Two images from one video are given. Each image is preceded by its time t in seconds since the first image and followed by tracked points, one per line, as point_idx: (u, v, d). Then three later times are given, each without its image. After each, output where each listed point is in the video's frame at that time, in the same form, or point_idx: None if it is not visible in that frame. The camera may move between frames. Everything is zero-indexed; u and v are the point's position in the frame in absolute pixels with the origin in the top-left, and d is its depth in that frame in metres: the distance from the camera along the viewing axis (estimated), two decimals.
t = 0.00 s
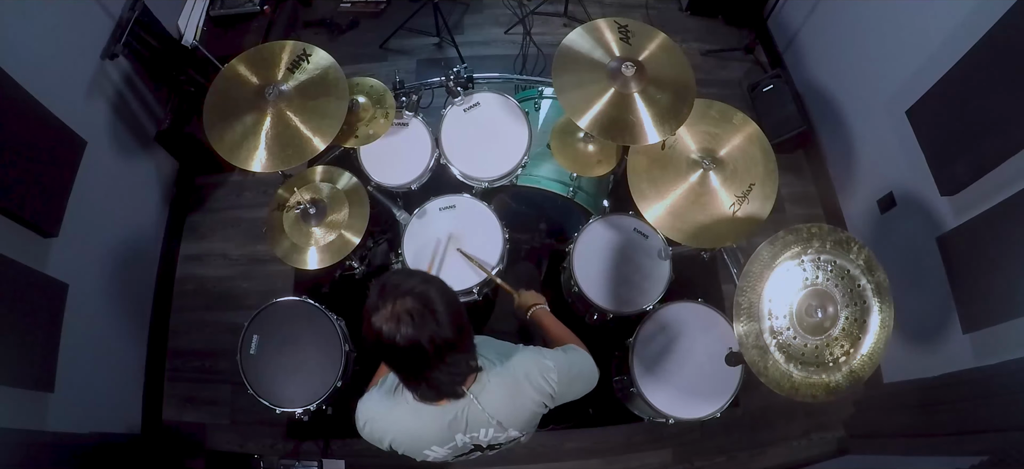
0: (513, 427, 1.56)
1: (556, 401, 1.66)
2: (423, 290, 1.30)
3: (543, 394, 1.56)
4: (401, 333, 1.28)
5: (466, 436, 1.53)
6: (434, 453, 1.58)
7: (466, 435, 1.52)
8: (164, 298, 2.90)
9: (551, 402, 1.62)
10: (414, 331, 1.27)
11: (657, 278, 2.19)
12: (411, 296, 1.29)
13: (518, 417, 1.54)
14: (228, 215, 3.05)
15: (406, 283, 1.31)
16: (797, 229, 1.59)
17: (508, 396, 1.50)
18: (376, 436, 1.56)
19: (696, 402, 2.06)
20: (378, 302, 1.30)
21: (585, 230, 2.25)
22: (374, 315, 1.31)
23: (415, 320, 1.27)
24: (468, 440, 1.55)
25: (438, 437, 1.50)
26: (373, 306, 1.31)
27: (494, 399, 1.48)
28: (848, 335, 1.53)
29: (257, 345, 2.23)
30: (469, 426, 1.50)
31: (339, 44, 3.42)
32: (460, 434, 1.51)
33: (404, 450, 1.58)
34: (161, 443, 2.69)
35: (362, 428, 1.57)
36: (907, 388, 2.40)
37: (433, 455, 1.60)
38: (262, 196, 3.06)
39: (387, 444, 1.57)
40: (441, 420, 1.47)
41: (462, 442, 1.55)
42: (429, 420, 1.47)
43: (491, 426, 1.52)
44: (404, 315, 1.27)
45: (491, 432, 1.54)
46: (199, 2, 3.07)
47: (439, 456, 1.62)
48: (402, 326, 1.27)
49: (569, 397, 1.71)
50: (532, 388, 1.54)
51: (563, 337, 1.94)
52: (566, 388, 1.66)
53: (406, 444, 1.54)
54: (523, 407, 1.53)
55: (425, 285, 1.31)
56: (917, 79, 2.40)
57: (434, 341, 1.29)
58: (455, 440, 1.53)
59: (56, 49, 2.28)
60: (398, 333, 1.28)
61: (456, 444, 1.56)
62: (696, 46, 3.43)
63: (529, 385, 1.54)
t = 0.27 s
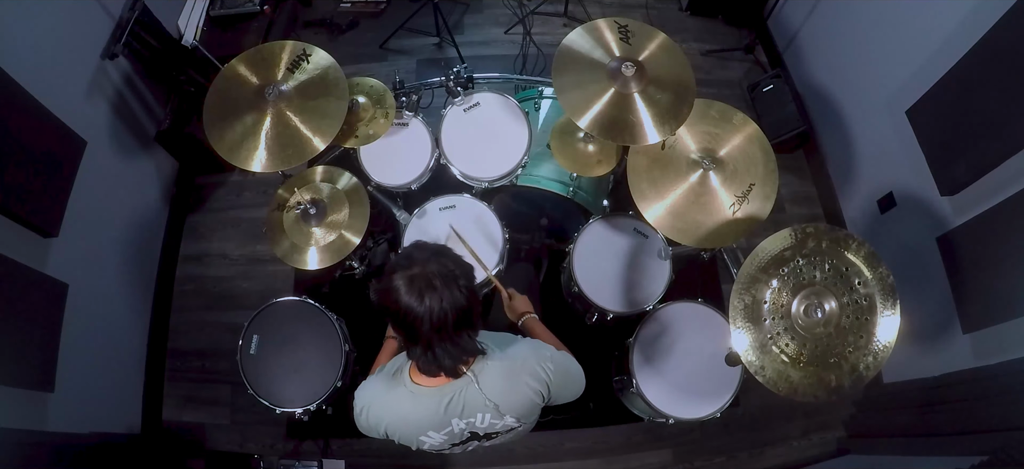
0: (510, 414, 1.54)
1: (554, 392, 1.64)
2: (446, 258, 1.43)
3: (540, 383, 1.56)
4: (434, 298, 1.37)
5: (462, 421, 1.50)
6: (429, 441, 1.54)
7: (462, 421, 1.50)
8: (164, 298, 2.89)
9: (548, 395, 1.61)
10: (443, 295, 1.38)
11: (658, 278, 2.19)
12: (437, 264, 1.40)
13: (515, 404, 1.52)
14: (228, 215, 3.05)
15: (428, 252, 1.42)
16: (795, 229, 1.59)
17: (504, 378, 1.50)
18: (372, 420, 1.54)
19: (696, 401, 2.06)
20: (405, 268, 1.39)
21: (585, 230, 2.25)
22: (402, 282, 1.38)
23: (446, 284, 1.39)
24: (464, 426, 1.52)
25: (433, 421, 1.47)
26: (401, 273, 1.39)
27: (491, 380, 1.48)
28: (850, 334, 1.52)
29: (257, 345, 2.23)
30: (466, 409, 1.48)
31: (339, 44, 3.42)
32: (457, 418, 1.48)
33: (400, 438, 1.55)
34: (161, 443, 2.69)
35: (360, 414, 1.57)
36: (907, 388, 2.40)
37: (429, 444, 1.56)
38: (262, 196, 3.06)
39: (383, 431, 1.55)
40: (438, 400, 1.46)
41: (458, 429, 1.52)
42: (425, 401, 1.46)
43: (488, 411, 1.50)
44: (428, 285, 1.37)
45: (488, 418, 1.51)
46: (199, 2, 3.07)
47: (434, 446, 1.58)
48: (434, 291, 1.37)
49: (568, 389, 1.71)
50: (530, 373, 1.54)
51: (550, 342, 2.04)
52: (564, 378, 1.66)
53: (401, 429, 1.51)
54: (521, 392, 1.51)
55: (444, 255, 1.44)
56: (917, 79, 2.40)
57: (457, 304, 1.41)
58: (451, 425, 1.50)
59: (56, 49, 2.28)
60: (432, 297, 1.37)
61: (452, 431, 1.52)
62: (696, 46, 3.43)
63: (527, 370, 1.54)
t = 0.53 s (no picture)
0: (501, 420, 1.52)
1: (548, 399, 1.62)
2: (471, 311, 1.30)
3: (534, 388, 1.54)
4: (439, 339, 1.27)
5: (452, 424, 1.48)
6: (418, 438, 1.54)
7: (452, 423, 1.48)
8: (164, 298, 2.89)
9: (542, 399, 1.60)
10: (440, 344, 1.27)
11: (658, 278, 2.19)
12: (456, 312, 1.29)
13: (507, 410, 1.50)
14: (228, 215, 3.05)
15: (461, 298, 1.31)
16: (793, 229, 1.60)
17: (499, 388, 1.46)
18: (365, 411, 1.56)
19: (696, 401, 2.06)
20: (426, 301, 1.32)
21: (585, 230, 2.25)
22: (412, 313, 1.32)
23: (446, 334, 1.27)
24: (453, 428, 1.51)
25: (422, 421, 1.47)
26: (419, 311, 1.30)
27: (485, 390, 1.44)
28: (849, 334, 1.52)
29: (257, 345, 2.23)
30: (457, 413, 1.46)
31: (339, 44, 3.42)
32: (446, 420, 1.47)
33: (390, 431, 1.56)
34: (161, 443, 2.69)
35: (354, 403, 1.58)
36: (907, 388, 2.40)
37: (417, 440, 1.56)
38: (262, 197, 3.06)
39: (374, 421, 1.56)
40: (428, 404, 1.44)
41: (447, 429, 1.52)
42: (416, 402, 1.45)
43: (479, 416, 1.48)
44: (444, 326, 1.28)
45: (479, 423, 1.49)
46: (199, 2, 3.07)
47: (423, 442, 1.58)
48: (433, 336, 1.28)
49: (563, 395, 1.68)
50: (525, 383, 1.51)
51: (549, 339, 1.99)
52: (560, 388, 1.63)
53: (392, 424, 1.52)
54: (513, 400, 1.49)
55: (476, 307, 1.31)
56: (917, 79, 2.40)
57: (451, 359, 1.29)
58: (439, 426, 1.49)
59: (56, 49, 2.28)
60: (425, 339, 1.29)
61: (441, 431, 1.52)
62: (696, 46, 3.43)
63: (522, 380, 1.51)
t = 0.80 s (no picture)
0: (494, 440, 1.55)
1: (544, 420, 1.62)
2: (464, 348, 1.25)
3: (532, 422, 1.53)
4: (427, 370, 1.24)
5: (446, 439, 1.53)
6: (411, 443, 1.58)
7: (446, 439, 1.53)
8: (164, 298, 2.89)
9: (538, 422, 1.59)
10: (429, 377, 1.24)
11: (658, 278, 2.19)
12: (448, 345, 1.24)
13: (502, 435, 1.52)
14: (228, 215, 3.05)
15: (456, 331, 1.26)
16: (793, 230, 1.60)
17: (497, 419, 1.46)
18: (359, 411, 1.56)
19: (696, 402, 2.06)
20: (419, 330, 1.27)
21: (585, 230, 2.25)
22: (404, 339, 1.29)
23: (434, 370, 1.23)
24: (447, 441, 1.55)
25: (418, 435, 1.50)
26: (410, 340, 1.27)
27: (480, 423, 1.45)
28: (850, 334, 1.52)
29: (257, 345, 2.23)
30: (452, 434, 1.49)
31: (339, 44, 3.42)
32: (441, 437, 1.51)
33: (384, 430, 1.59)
34: (161, 443, 2.69)
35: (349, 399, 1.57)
36: (907, 388, 2.40)
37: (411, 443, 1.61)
38: (262, 196, 3.06)
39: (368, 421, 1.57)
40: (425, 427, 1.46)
41: (441, 441, 1.55)
42: (413, 423, 1.46)
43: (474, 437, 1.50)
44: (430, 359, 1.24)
45: (471, 443, 1.54)
46: (199, 2, 3.07)
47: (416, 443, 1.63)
48: (422, 368, 1.25)
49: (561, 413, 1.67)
50: (524, 415, 1.50)
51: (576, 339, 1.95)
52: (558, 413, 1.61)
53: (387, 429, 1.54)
54: (509, 429, 1.50)
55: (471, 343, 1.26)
56: (917, 79, 2.40)
57: (440, 393, 1.26)
58: (434, 440, 1.53)
59: (56, 49, 2.28)
60: (413, 369, 1.26)
61: (435, 441, 1.56)
62: (696, 46, 3.43)
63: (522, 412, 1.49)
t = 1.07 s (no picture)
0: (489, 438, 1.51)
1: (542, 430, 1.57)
2: (460, 336, 1.24)
3: (529, 425, 1.50)
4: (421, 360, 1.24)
5: (442, 428, 1.51)
6: (408, 433, 1.56)
7: (442, 428, 1.51)
8: (164, 298, 2.89)
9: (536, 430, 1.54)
10: (426, 367, 1.25)
11: (658, 278, 2.19)
12: (443, 334, 1.24)
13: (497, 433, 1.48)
14: (228, 215, 3.05)
15: (450, 319, 1.25)
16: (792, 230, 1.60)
17: (495, 410, 1.44)
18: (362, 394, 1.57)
19: (695, 401, 2.06)
20: (413, 318, 1.27)
21: (585, 230, 2.25)
22: (399, 330, 1.28)
23: (431, 357, 1.24)
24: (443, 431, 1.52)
25: (415, 420, 1.49)
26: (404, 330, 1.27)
27: (479, 412, 1.43)
28: (850, 334, 1.52)
29: (257, 345, 2.23)
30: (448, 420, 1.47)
31: (339, 44, 3.42)
32: (437, 424, 1.49)
33: (383, 419, 1.58)
34: (161, 443, 2.69)
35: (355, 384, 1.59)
36: (907, 388, 2.40)
37: (408, 434, 1.59)
38: (262, 196, 3.06)
39: (369, 407, 1.57)
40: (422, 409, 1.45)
41: (437, 431, 1.53)
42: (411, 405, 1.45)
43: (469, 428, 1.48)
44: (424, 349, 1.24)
45: (465, 435, 1.51)
46: (199, 2, 3.07)
47: (413, 436, 1.61)
48: (419, 358, 1.25)
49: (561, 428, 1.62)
50: (521, 414, 1.46)
51: (590, 403, 1.99)
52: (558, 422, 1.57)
53: (386, 415, 1.53)
54: (504, 425, 1.47)
55: (466, 330, 1.25)
56: (917, 79, 2.40)
57: (438, 381, 1.26)
58: (430, 428, 1.51)
59: (57, 49, 2.28)
60: (411, 358, 1.26)
61: (431, 432, 1.54)
62: (696, 46, 3.43)
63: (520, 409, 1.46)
